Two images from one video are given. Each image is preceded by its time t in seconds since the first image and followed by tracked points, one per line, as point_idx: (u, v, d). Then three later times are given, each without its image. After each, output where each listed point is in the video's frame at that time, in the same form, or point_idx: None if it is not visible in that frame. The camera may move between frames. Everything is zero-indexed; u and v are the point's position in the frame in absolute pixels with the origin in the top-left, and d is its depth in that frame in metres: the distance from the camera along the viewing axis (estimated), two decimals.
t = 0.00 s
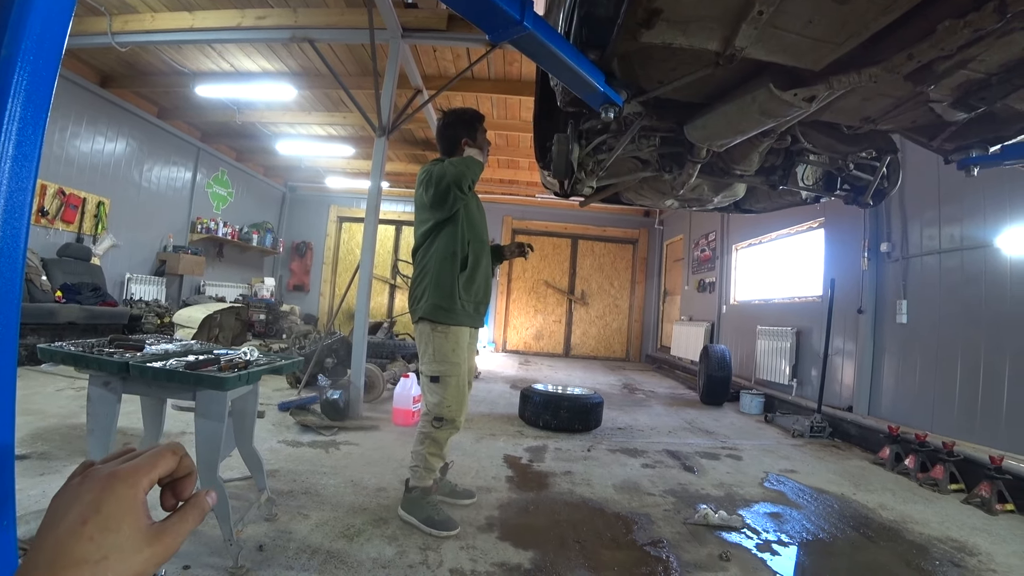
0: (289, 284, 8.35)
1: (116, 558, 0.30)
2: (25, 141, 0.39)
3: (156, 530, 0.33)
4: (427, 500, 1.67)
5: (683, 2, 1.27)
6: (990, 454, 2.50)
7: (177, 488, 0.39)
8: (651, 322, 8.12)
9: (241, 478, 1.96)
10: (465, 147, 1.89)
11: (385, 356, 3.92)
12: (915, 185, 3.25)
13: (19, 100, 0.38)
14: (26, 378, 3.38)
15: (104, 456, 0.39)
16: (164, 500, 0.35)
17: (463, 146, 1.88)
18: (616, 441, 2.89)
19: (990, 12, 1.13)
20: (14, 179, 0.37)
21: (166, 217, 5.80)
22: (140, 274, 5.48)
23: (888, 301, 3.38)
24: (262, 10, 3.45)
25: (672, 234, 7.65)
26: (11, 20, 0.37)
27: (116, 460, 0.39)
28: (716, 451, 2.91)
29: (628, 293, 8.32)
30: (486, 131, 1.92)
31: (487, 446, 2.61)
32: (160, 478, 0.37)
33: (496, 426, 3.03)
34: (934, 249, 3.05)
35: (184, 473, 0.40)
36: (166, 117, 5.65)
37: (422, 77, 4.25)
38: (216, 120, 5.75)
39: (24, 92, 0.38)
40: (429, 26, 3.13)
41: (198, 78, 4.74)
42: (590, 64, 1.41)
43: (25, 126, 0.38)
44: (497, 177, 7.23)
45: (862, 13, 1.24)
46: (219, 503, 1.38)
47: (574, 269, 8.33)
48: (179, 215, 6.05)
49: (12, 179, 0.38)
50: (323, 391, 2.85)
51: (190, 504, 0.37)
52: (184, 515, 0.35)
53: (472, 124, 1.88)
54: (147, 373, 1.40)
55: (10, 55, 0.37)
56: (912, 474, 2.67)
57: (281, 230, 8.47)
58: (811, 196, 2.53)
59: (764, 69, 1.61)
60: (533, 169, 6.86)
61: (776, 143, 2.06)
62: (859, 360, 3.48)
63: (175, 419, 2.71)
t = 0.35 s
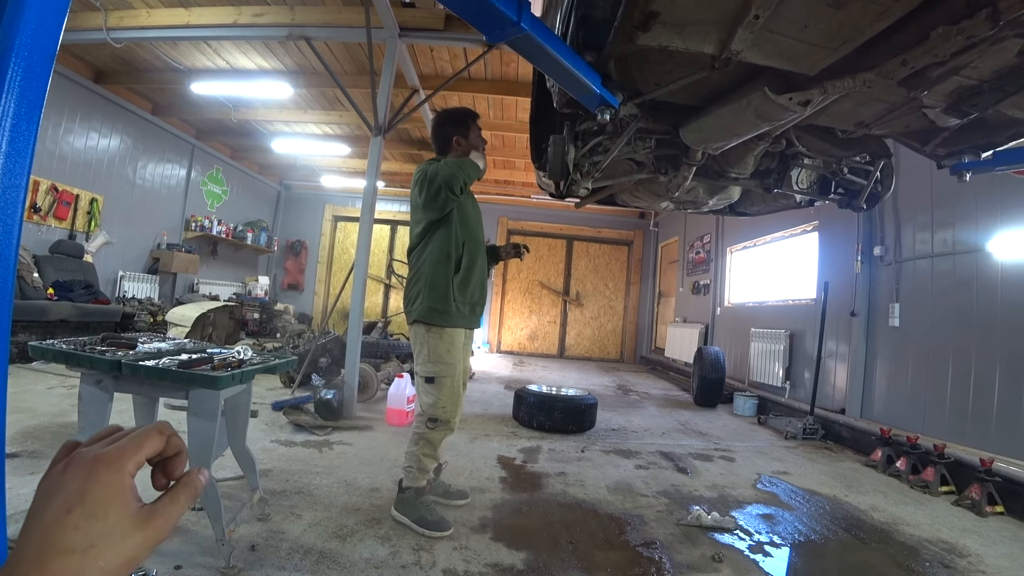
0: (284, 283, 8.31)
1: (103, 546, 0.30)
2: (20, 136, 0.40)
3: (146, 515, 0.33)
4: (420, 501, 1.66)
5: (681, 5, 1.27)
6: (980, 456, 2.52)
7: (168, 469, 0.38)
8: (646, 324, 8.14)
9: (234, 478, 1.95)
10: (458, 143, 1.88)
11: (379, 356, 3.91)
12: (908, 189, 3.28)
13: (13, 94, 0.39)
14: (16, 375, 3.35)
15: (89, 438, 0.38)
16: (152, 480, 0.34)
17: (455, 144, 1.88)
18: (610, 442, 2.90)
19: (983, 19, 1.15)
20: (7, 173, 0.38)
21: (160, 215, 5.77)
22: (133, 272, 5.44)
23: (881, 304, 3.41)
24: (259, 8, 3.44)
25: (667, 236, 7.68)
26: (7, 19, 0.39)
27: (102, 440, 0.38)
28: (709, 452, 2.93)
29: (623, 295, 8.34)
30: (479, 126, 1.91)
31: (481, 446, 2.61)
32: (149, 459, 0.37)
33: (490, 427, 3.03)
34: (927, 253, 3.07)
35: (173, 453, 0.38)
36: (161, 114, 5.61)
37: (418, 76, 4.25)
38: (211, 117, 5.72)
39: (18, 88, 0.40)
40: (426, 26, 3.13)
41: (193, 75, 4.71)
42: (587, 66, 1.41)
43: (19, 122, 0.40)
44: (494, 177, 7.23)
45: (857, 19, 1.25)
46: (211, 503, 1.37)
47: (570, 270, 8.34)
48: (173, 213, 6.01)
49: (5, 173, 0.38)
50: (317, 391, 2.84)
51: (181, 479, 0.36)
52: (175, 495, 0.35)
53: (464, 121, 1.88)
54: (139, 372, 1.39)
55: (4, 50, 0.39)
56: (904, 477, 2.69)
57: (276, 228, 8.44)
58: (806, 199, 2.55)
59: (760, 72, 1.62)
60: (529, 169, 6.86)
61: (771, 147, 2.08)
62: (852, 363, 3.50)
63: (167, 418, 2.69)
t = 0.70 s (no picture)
0: (283, 283, 8.30)
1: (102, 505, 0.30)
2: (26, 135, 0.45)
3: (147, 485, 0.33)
4: (422, 501, 1.66)
5: (682, 11, 1.28)
6: (978, 462, 2.52)
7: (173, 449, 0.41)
8: (645, 328, 8.15)
9: (232, 478, 1.95)
10: (455, 142, 1.88)
11: (378, 357, 3.90)
12: (907, 195, 3.29)
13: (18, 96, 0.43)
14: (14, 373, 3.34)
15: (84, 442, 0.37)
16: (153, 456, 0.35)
17: (451, 141, 1.89)
18: (608, 445, 2.90)
19: (983, 27, 1.15)
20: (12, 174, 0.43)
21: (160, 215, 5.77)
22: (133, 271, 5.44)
23: (880, 310, 3.41)
24: (261, 9, 3.44)
25: (667, 240, 7.69)
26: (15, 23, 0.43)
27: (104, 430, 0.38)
28: (708, 456, 2.92)
29: (622, 298, 8.35)
30: (476, 124, 1.90)
31: (480, 448, 2.61)
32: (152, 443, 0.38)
33: (488, 429, 3.03)
34: (926, 258, 3.08)
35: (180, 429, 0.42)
36: (162, 113, 5.62)
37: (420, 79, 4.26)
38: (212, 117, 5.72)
39: (24, 89, 0.44)
40: (428, 28, 3.14)
41: (195, 75, 4.72)
42: (589, 71, 1.41)
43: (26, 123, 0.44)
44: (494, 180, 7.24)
45: (857, 25, 1.25)
46: (210, 502, 1.38)
47: (569, 273, 8.34)
48: (174, 212, 6.02)
49: (11, 174, 0.43)
50: (315, 392, 2.83)
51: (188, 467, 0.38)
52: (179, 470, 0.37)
53: (461, 120, 1.87)
54: (139, 371, 1.39)
55: (12, 50, 0.43)
56: (902, 482, 2.69)
57: (276, 229, 8.44)
58: (805, 204, 2.55)
59: (761, 78, 1.62)
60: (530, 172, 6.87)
61: (771, 152, 2.08)
62: (850, 368, 3.51)
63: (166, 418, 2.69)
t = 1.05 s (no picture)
0: (289, 290, 8.34)
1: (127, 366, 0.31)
2: (47, 154, 0.43)
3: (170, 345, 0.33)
4: (441, 509, 1.68)
5: (686, 24, 1.29)
6: (987, 470, 2.50)
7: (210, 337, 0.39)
8: (651, 335, 8.13)
9: (241, 485, 1.96)
10: (461, 145, 1.90)
11: (384, 365, 3.92)
12: (913, 202, 3.28)
13: (42, 113, 0.42)
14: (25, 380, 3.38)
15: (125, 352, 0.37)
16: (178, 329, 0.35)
17: (457, 145, 1.92)
18: (615, 454, 2.89)
19: (986, 38, 1.16)
20: (37, 193, 0.43)
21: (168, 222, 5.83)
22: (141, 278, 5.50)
23: (887, 317, 3.40)
24: (271, 20, 3.50)
25: (673, 247, 7.69)
26: (41, 33, 0.42)
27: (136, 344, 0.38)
28: (715, 464, 2.91)
29: (628, 305, 8.35)
30: (484, 129, 1.91)
31: (486, 456, 2.61)
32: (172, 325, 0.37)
33: (494, 437, 3.03)
34: (932, 265, 3.07)
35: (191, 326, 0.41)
36: (171, 122, 5.69)
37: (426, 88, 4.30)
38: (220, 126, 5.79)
39: (47, 107, 0.42)
40: (434, 38, 3.17)
41: (204, 85, 4.77)
42: (595, 83, 1.43)
43: (47, 141, 0.43)
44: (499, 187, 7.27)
45: (860, 37, 1.26)
46: (219, 509, 1.40)
47: (575, 280, 8.35)
48: (182, 220, 6.07)
49: (34, 191, 0.43)
50: (323, 400, 2.85)
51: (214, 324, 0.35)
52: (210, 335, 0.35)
53: (469, 124, 1.88)
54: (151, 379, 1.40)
55: (37, 68, 0.41)
56: (910, 490, 2.67)
57: (283, 235, 8.50)
58: (811, 212, 2.55)
59: (765, 88, 1.63)
60: (535, 179, 6.90)
61: (776, 160, 2.09)
62: (857, 375, 3.49)
63: (175, 425, 2.71)
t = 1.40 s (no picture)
0: (291, 307, 8.35)
1: (207, 372, 0.36)
2: (46, 178, 0.46)
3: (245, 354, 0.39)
4: (444, 524, 1.67)
5: (673, 34, 1.31)
6: (995, 469, 2.48)
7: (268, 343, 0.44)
8: (654, 342, 8.11)
9: (244, 504, 1.95)
10: (458, 155, 1.91)
11: (387, 380, 3.93)
12: (910, 203, 3.30)
13: (40, 142, 0.45)
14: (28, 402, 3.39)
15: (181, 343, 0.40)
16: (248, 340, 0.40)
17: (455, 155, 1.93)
18: (619, 463, 2.88)
19: (969, 38, 1.17)
20: (35, 224, 0.45)
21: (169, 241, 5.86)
22: (143, 298, 5.52)
23: (888, 317, 3.39)
24: (267, 41, 3.55)
25: (672, 254, 7.71)
26: (37, 66, 0.44)
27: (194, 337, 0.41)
28: (720, 471, 2.90)
29: (629, 313, 8.34)
30: (481, 140, 1.94)
31: (490, 469, 2.61)
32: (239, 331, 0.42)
33: (498, 449, 3.02)
34: (931, 264, 3.07)
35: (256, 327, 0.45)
36: (171, 143, 5.75)
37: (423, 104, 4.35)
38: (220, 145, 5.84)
39: (45, 135, 0.46)
40: (429, 55, 3.22)
41: (203, 106, 4.83)
42: (585, 95, 1.44)
43: (45, 166, 0.46)
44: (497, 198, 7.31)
45: (845, 42, 1.28)
46: (222, 529, 1.40)
47: (576, 289, 8.35)
48: (183, 239, 6.11)
49: (34, 217, 0.46)
50: (326, 416, 2.84)
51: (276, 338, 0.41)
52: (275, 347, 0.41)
53: (466, 135, 1.91)
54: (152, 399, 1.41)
55: (35, 98, 0.44)
56: (919, 492, 2.65)
57: (283, 251, 8.53)
58: (807, 215, 2.56)
59: (754, 95, 1.65)
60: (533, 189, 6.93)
61: (769, 165, 2.11)
62: (861, 377, 3.48)
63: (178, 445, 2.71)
